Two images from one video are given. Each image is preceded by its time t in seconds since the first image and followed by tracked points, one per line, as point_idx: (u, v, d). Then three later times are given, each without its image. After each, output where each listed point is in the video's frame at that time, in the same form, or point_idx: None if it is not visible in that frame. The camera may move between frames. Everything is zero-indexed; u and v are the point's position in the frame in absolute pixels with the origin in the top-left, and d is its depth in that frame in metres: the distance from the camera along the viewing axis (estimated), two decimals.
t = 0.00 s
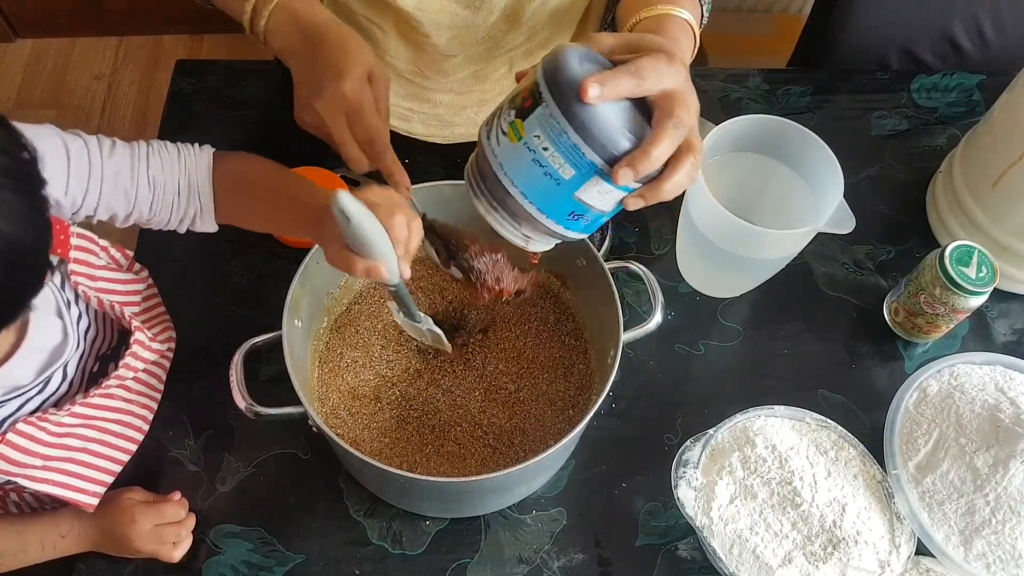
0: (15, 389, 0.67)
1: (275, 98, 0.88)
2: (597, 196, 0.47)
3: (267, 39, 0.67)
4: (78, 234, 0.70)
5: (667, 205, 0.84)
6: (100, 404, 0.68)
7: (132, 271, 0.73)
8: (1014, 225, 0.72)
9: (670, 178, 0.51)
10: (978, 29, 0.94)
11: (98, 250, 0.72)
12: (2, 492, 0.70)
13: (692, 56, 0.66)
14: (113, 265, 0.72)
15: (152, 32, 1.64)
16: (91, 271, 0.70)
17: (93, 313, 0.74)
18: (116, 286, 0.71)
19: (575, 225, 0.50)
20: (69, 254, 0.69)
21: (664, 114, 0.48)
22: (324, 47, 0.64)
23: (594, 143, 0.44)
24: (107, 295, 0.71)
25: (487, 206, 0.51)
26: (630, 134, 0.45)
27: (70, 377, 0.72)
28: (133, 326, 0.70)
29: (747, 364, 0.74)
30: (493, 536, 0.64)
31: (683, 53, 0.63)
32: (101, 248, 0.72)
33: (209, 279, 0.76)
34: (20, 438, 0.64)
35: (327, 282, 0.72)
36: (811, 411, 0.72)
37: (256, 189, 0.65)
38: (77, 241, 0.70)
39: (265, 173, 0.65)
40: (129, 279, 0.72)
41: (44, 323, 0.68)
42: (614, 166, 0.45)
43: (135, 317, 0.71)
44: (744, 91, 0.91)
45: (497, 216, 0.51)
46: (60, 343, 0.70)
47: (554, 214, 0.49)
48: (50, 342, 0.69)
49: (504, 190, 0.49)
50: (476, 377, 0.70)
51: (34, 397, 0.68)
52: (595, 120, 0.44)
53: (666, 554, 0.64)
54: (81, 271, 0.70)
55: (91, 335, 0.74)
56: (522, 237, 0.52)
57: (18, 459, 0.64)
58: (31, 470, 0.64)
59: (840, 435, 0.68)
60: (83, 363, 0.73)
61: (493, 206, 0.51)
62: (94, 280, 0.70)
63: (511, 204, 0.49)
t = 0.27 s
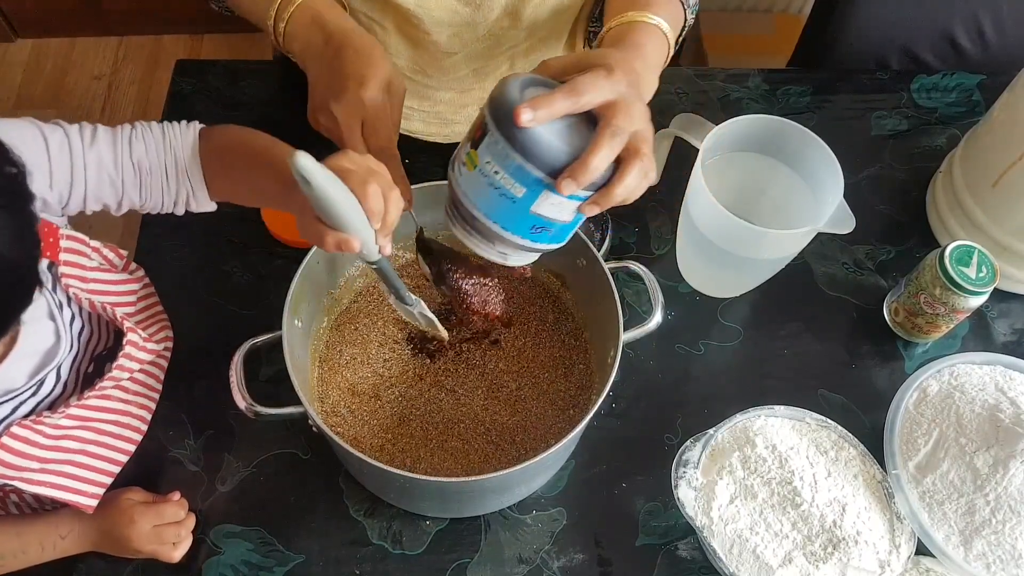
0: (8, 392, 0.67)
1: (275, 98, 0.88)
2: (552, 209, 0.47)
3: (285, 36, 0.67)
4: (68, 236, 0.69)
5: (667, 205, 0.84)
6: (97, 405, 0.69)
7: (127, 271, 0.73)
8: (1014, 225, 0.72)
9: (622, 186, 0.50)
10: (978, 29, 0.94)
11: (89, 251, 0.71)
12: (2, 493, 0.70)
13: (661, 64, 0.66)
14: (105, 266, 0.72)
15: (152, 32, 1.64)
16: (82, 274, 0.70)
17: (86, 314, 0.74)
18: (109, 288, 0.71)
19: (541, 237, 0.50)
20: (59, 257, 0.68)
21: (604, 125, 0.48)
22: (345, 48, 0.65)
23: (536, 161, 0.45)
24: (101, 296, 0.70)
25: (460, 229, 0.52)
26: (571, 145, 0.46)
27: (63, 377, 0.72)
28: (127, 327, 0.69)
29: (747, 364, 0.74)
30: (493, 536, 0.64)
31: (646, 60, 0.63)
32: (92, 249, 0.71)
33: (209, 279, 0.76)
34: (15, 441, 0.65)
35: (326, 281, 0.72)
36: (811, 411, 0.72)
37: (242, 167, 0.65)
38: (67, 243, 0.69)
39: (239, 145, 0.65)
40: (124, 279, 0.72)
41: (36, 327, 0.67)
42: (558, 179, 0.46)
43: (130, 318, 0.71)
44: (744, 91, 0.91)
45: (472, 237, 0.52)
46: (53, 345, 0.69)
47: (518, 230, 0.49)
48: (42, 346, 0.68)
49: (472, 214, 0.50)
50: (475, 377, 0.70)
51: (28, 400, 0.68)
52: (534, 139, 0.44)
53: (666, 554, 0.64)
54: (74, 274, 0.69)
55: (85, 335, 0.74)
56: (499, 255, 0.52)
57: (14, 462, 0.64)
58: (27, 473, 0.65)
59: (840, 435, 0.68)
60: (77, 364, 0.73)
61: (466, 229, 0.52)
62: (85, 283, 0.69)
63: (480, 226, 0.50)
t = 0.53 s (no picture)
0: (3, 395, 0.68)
1: (274, 97, 0.88)
2: (538, 201, 0.48)
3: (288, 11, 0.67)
4: (62, 237, 0.71)
5: (667, 204, 0.84)
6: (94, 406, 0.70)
7: (124, 272, 0.74)
8: (1014, 225, 0.72)
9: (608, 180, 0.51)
10: (978, 29, 0.94)
11: (85, 252, 0.73)
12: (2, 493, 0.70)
13: (643, 67, 0.67)
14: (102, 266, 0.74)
15: (152, 32, 1.64)
16: (78, 275, 0.71)
17: (82, 315, 0.75)
18: (105, 288, 0.72)
19: (525, 231, 0.51)
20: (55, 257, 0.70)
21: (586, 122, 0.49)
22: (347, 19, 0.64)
23: (524, 154, 0.45)
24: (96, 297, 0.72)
25: (443, 221, 0.52)
26: (557, 140, 0.46)
27: (59, 379, 0.73)
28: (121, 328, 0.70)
29: (747, 364, 0.74)
30: (493, 536, 0.64)
31: (626, 62, 0.63)
32: (87, 250, 0.73)
33: (209, 279, 0.76)
34: (11, 442, 0.66)
35: (326, 282, 0.72)
36: (811, 411, 0.71)
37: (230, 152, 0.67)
38: (63, 244, 0.71)
39: (223, 136, 0.67)
40: (121, 280, 0.73)
41: (32, 328, 0.69)
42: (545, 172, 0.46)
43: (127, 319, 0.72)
44: (744, 90, 0.91)
45: (455, 229, 0.52)
46: (48, 347, 0.71)
47: (503, 222, 0.49)
48: (36, 347, 0.70)
49: (457, 207, 0.50)
50: (475, 377, 0.70)
51: (23, 401, 0.69)
52: (522, 133, 0.45)
53: (666, 554, 0.64)
54: (69, 274, 0.71)
55: (81, 337, 0.75)
56: (481, 247, 0.52)
57: (12, 464, 0.65)
58: (24, 474, 0.66)
59: (840, 436, 0.68)
60: (73, 365, 0.74)
61: (450, 222, 0.52)
62: (81, 285, 0.71)
63: (464, 218, 0.50)
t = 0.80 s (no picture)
0: None
1: (275, 98, 0.88)
2: (549, 170, 0.47)
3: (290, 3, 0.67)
4: (57, 236, 0.69)
5: (667, 204, 0.84)
6: (91, 406, 0.70)
7: (121, 271, 0.73)
8: (1014, 225, 0.72)
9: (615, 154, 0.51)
10: (978, 29, 0.94)
11: (79, 251, 0.71)
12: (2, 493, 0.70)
13: (644, 59, 0.67)
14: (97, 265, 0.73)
15: (152, 32, 1.64)
16: (74, 274, 0.71)
17: (78, 315, 0.74)
18: (101, 287, 0.72)
19: (537, 207, 0.50)
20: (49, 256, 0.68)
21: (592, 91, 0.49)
22: (345, 2, 0.63)
23: (531, 118, 0.46)
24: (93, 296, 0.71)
25: (455, 206, 0.52)
26: (564, 106, 0.47)
27: (56, 379, 0.72)
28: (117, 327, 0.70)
29: (747, 364, 0.74)
30: (493, 535, 0.64)
31: (626, 55, 0.64)
32: (83, 248, 0.72)
33: (209, 279, 0.76)
34: (8, 443, 0.66)
35: (326, 283, 0.72)
36: (811, 411, 0.71)
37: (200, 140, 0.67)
38: (57, 244, 0.69)
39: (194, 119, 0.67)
40: (118, 279, 0.73)
41: (28, 328, 0.69)
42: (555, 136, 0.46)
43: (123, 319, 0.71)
44: (744, 90, 0.91)
45: (467, 213, 0.51)
46: (43, 347, 0.71)
47: (516, 198, 0.49)
48: (31, 347, 0.70)
49: (467, 186, 0.50)
50: (475, 378, 0.70)
51: (20, 402, 0.70)
52: (529, 98, 0.46)
53: (666, 554, 0.64)
54: (64, 274, 0.70)
55: (77, 337, 0.74)
56: (493, 228, 0.52)
57: (9, 466, 0.65)
58: (22, 476, 0.65)
59: (840, 436, 0.68)
60: (70, 365, 0.74)
61: (461, 206, 0.51)
62: (77, 284, 0.70)
63: (475, 196, 0.50)
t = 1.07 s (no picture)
0: None
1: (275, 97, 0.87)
2: (566, 216, 0.48)
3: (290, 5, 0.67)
4: (53, 237, 0.69)
5: (667, 204, 0.84)
6: (88, 408, 0.69)
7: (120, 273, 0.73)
8: (1014, 225, 0.72)
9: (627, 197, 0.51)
10: (978, 29, 0.94)
11: (75, 252, 0.71)
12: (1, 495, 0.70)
13: (652, 62, 0.67)
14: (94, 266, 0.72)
15: (152, 32, 1.64)
16: (69, 275, 0.70)
17: (74, 316, 0.75)
18: (98, 288, 0.71)
19: (549, 239, 0.51)
20: (43, 258, 0.68)
21: (613, 139, 0.49)
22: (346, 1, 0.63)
23: (556, 175, 0.45)
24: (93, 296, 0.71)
25: (468, 223, 0.52)
26: (588, 158, 0.46)
27: (52, 382, 0.72)
28: (113, 329, 0.69)
29: (747, 364, 0.74)
30: (492, 535, 0.64)
31: (637, 60, 0.63)
32: (78, 250, 0.71)
33: (208, 279, 0.76)
34: (5, 446, 0.65)
35: (326, 283, 0.72)
36: (811, 411, 0.72)
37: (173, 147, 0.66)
38: (51, 245, 0.68)
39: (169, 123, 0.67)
40: (115, 280, 0.72)
41: (22, 331, 0.69)
42: (576, 190, 0.46)
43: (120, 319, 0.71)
44: (744, 90, 0.91)
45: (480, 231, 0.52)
46: (39, 348, 0.71)
47: (529, 233, 0.50)
48: (27, 349, 0.70)
49: (483, 217, 0.50)
50: (475, 378, 0.70)
51: (16, 405, 0.69)
52: (555, 155, 0.45)
53: (666, 554, 0.64)
54: (59, 275, 0.69)
55: (72, 338, 0.74)
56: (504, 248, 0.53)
57: (6, 469, 0.65)
58: (20, 479, 0.65)
59: (840, 435, 0.68)
60: (66, 368, 0.74)
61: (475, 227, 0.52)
62: (73, 285, 0.70)
63: (490, 226, 0.50)
